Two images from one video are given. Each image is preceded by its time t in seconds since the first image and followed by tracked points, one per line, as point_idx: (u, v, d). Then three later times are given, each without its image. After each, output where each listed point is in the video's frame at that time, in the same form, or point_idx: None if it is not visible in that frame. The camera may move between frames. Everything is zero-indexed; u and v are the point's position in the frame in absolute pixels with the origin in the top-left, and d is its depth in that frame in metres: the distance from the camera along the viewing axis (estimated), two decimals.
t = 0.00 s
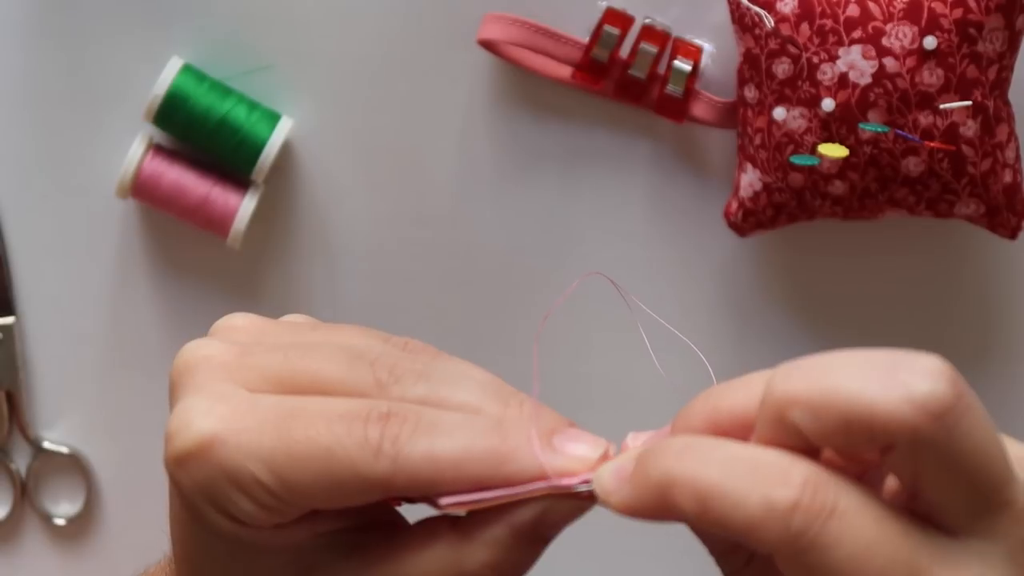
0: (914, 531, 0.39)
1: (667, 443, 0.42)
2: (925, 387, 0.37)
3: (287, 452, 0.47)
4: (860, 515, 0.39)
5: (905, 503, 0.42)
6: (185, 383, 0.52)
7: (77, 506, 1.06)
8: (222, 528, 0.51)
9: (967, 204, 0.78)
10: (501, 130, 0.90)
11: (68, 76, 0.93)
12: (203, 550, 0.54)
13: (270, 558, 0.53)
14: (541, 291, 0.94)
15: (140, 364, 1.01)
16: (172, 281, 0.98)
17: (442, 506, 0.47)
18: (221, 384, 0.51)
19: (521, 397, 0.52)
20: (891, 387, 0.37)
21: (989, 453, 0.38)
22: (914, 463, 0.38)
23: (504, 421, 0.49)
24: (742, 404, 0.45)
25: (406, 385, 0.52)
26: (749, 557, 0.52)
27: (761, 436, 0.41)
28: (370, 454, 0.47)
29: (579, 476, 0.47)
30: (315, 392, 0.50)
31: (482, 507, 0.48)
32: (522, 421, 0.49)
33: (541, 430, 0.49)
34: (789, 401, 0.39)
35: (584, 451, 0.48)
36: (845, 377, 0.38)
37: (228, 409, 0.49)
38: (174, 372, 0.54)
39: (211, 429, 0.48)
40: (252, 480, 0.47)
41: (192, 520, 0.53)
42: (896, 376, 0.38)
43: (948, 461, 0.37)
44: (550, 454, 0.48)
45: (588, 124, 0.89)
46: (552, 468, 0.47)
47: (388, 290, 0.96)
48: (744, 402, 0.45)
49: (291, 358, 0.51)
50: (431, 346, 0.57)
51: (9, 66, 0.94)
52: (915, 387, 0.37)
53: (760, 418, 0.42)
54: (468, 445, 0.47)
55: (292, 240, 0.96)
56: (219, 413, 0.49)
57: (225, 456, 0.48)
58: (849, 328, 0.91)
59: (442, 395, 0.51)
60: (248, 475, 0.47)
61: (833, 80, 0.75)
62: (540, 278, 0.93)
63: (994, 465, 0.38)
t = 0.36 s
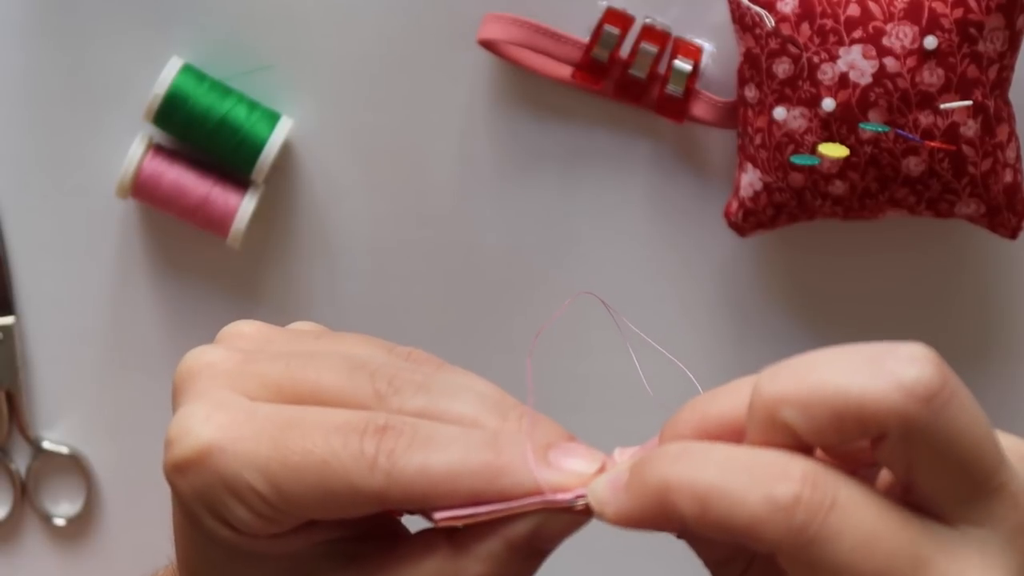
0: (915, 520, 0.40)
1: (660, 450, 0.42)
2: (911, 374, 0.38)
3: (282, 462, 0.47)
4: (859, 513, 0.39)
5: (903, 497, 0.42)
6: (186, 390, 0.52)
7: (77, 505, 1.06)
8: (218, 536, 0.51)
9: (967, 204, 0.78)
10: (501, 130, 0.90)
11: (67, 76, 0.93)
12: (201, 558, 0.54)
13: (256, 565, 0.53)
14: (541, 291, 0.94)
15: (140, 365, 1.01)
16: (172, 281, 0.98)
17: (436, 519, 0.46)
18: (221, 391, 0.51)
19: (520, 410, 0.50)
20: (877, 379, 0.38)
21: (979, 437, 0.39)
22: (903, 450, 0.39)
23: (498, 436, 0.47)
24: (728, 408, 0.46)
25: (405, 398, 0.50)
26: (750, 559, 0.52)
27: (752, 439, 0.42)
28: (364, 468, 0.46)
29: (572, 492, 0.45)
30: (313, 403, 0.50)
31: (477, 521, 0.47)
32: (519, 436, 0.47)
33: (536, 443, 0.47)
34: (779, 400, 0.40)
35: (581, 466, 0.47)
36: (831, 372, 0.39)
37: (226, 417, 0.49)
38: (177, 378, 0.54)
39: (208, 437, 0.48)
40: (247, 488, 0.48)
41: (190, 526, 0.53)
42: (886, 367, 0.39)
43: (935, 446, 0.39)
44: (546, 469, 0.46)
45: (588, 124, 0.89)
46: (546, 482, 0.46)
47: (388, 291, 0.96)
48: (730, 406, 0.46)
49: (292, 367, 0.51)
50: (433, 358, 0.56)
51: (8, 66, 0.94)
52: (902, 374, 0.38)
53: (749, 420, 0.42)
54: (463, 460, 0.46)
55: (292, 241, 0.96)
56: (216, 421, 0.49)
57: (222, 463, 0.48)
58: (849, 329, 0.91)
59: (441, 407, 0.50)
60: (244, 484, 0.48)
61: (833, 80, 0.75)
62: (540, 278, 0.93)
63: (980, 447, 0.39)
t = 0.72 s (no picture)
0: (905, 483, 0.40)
1: (649, 450, 0.42)
2: (873, 337, 0.40)
3: (274, 467, 0.47)
4: (852, 482, 0.39)
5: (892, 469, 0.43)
6: (184, 392, 0.52)
7: (77, 505, 1.06)
8: (211, 538, 0.51)
9: (967, 203, 0.78)
10: (501, 130, 0.90)
11: (68, 76, 0.93)
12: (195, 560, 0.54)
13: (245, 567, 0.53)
14: (541, 291, 0.94)
15: (140, 365, 1.01)
16: (172, 281, 0.98)
17: (423, 530, 0.46)
18: (217, 393, 0.51)
19: (515, 419, 0.50)
20: (843, 346, 0.40)
21: (952, 392, 0.40)
22: (878, 411, 0.40)
23: (490, 448, 0.47)
24: (706, 410, 0.47)
25: (398, 403, 0.51)
26: (744, 556, 0.50)
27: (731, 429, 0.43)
28: (355, 476, 0.46)
29: (562, 506, 0.45)
30: (307, 409, 0.50)
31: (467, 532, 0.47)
32: (511, 448, 0.48)
33: (528, 456, 0.47)
34: (751, 386, 0.42)
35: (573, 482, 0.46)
36: (797, 350, 0.41)
37: (220, 420, 0.49)
38: (176, 378, 0.54)
39: (202, 439, 0.49)
40: (240, 492, 0.48)
41: (184, 527, 0.53)
42: (851, 333, 0.41)
43: (907, 406, 0.40)
44: (535, 484, 0.46)
45: (588, 124, 0.89)
46: (535, 497, 0.45)
47: (387, 291, 0.96)
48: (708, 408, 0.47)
49: (288, 370, 0.51)
50: (427, 347, 0.56)
51: (8, 66, 0.94)
52: (867, 339, 0.40)
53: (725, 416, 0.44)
54: (453, 469, 0.46)
55: (292, 241, 0.96)
56: (211, 424, 0.49)
57: (215, 467, 0.48)
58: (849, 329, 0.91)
59: (434, 415, 0.50)
60: (237, 488, 0.48)
61: (833, 80, 0.75)
62: (540, 278, 0.93)
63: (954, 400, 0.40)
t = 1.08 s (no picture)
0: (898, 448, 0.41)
1: (644, 450, 0.43)
2: (846, 314, 0.42)
3: (270, 473, 0.47)
4: (849, 454, 0.40)
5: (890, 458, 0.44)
6: (182, 399, 0.53)
7: (77, 505, 1.06)
8: (208, 545, 0.51)
9: (967, 204, 0.78)
10: (501, 130, 0.90)
11: (67, 77, 0.93)
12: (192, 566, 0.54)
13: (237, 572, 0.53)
14: (540, 292, 0.94)
15: (140, 365, 1.01)
16: (172, 281, 0.98)
17: (417, 536, 0.46)
18: (214, 400, 0.51)
19: (510, 427, 0.50)
20: (818, 326, 0.42)
21: (928, 354, 0.42)
22: (860, 384, 0.42)
23: (486, 455, 0.47)
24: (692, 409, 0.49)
25: (394, 409, 0.50)
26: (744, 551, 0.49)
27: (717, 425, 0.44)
28: (349, 483, 0.46)
29: (557, 514, 0.45)
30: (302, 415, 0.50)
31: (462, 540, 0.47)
32: (506, 457, 0.47)
33: (523, 464, 0.47)
34: (732, 375, 0.43)
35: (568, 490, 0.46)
36: (775, 334, 0.43)
37: (216, 427, 0.49)
38: (174, 385, 0.54)
39: (198, 445, 0.49)
40: (236, 498, 0.48)
41: (180, 533, 0.53)
42: (825, 312, 0.43)
43: (889, 373, 0.42)
44: (531, 492, 0.46)
45: (588, 124, 0.89)
46: (529, 506, 0.45)
47: (387, 291, 0.96)
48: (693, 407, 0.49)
49: (284, 377, 0.51)
50: (422, 351, 0.56)
51: (8, 66, 0.94)
52: (841, 311, 0.43)
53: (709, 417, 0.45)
54: (447, 477, 0.46)
55: (292, 242, 0.96)
56: (208, 430, 0.49)
57: (211, 472, 0.48)
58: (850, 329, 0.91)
59: (430, 421, 0.50)
60: (233, 494, 0.48)
61: (833, 80, 0.75)
62: (540, 279, 0.93)
63: (934, 366, 0.42)
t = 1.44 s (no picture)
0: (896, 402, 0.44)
1: (644, 452, 0.44)
2: (829, 285, 0.47)
3: (271, 462, 0.47)
4: (850, 421, 0.42)
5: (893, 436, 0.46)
6: (182, 386, 0.52)
7: (77, 506, 1.06)
8: (205, 533, 0.51)
9: (967, 204, 0.78)
10: (501, 130, 0.90)
11: (68, 77, 0.93)
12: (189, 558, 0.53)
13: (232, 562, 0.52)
14: (540, 292, 0.94)
15: (140, 365, 1.01)
16: (172, 281, 0.98)
17: (413, 530, 0.46)
18: (216, 387, 0.50)
19: (510, 425, 0.50)
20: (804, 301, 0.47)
21: (908, 306, 0.46)
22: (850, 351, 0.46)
23: (485, 450, 0.47)
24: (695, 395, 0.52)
25: (395, 403, 0.51)
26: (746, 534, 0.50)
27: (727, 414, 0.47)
28: (350, 474, 0.46)
29: (553, 514, 0.45)
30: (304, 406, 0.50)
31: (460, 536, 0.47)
32: (505, 453, 0.48)
33: (521, 464, 0.47)
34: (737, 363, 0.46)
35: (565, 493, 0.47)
36: (771, 317, 0.47)
37: (217, 413, 0.48)
38: (175, 373, 0.54)
39: (199, 432, 0.48)
40: (236, 488, 0.47)
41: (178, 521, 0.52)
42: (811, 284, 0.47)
43: (877, 331, 0.46)
44: (530, 490, 0.46)
45: (588, 124, 0.89)
46: (525, 504, 0.45)
47: (387, 291, 0.96)
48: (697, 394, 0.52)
49: (286, 367, 0.51)
50: (422, 343, 0.56)
51: (8, 65, 0.94)
52: (825, 281, 0.47)
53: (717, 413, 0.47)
54: (447, 470, 0.46)
55: (292, 241, 0.96)
56: (208, 417, 0.48)
57: (211, 460, 0.48)
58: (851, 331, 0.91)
59: (431, 416, 0.50)
60: (233, 483, 0.47)
61: (833, 80, 0.75)
62: (540, 279, 0.93)
63: (916, 318, 0.46)
